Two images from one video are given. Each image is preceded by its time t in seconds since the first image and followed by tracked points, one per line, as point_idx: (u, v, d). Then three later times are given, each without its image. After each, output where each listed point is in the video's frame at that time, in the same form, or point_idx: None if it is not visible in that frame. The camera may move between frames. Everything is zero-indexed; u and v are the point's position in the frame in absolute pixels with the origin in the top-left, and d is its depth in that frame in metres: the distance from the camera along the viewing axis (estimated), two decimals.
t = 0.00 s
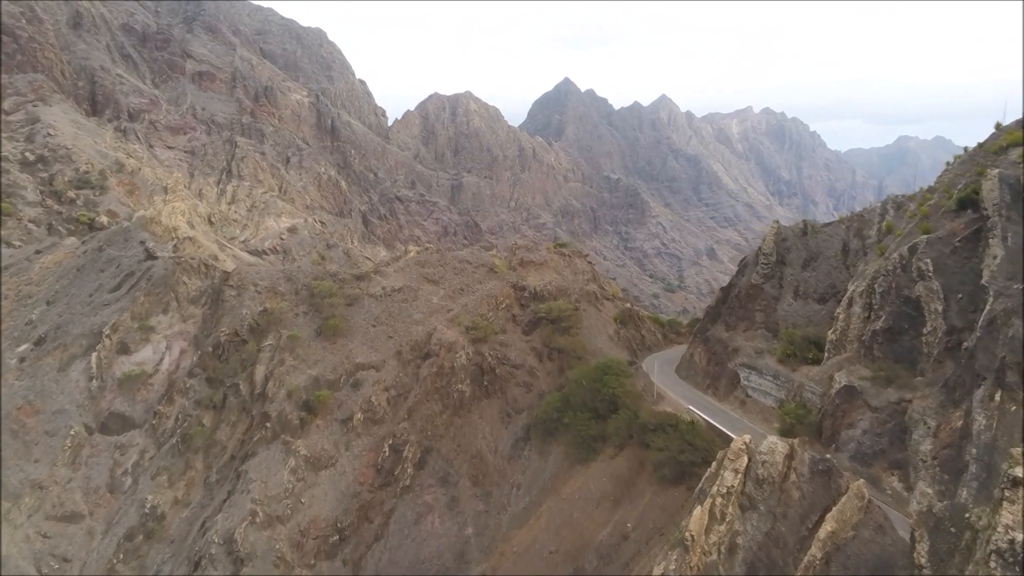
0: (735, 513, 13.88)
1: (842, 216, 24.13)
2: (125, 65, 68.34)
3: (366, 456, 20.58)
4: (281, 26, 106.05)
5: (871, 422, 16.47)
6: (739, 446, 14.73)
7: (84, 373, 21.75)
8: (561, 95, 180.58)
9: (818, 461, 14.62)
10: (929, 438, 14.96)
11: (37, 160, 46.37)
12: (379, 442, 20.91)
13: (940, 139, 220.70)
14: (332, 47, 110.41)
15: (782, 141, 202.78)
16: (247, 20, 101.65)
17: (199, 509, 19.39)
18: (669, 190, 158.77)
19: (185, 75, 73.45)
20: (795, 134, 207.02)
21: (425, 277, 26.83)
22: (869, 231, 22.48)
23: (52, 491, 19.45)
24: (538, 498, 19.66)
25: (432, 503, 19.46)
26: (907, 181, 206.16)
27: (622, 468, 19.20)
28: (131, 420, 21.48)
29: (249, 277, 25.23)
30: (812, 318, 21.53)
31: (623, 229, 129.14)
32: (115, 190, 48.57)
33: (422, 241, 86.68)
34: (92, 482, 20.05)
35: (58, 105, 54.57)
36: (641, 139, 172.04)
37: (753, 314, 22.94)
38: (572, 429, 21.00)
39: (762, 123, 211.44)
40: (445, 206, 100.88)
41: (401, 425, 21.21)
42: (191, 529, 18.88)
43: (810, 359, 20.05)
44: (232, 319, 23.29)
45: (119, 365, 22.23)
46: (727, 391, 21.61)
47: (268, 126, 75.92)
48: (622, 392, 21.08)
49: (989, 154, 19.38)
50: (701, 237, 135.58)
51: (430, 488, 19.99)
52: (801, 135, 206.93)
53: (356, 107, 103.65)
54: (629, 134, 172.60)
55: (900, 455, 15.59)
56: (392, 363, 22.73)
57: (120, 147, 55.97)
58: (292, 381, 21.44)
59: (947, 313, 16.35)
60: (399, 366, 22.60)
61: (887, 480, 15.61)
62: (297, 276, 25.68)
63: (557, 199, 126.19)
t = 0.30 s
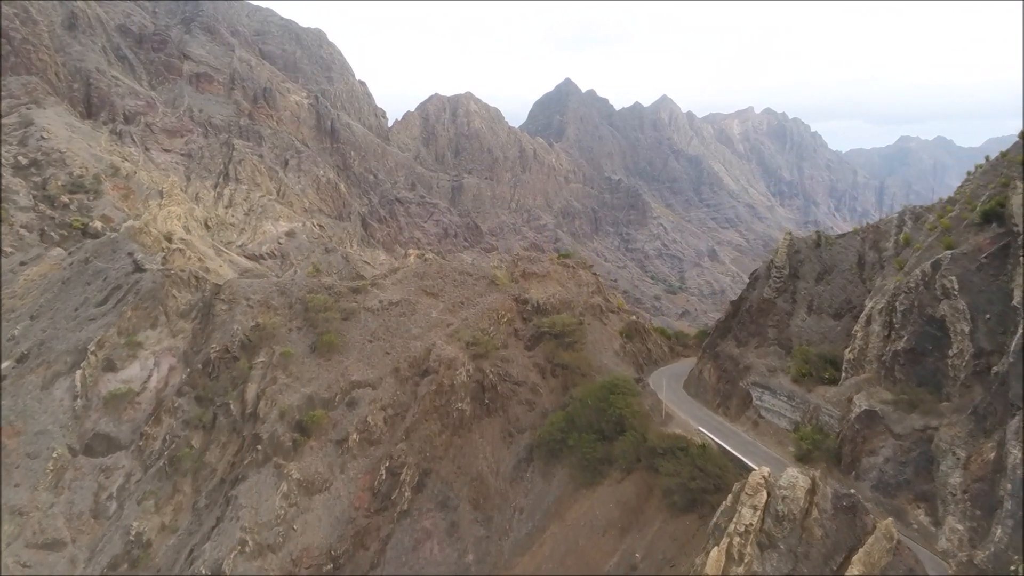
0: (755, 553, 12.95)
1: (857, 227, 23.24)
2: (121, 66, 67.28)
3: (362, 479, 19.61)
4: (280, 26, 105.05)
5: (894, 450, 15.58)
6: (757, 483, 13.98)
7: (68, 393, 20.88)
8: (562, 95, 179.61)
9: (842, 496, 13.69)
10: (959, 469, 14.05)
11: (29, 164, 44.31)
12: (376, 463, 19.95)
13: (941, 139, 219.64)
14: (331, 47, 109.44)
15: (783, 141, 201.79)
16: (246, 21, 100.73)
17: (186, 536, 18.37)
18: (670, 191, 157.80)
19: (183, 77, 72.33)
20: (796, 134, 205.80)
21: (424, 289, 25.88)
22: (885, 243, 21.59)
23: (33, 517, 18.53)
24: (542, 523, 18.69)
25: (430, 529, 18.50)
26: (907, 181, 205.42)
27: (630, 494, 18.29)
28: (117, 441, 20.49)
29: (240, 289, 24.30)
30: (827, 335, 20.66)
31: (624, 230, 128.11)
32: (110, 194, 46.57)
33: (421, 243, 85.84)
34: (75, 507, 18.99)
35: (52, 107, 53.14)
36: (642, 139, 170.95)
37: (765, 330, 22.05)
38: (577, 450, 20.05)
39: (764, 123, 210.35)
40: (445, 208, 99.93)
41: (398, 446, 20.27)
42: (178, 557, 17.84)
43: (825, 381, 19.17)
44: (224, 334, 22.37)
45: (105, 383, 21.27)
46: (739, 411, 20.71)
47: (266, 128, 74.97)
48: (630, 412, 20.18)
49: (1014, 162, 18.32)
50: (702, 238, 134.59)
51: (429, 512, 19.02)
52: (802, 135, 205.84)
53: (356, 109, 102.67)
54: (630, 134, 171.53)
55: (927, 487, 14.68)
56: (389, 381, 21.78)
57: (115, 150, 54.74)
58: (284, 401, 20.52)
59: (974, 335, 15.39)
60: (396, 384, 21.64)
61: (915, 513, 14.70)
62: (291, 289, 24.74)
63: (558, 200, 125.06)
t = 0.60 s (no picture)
0: None
1: (872, 238, 22.35)
2: (117, 68, 66.18)
3: (358, 503, 18.62)
4: (279, 27, 104.11)
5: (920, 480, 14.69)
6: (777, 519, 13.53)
7: (51, 412, 19.92)
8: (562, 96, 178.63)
9: (867, 534, 12.86)
10: (991, 503, 13.17)
11: (21, 168, 42.76)
12: (373, 486, 19.02)
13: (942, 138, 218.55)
14: (331, 48, 108.49)
15: (784, 141, 200.89)
16: (245, 21, 99.82)
17: (173, 564, 17.39)
18: (671, 191, 156.85)
19: (180, 78, 71.23)
20: (797, 134, 204.62)
21: (423, 301, 25.02)
22: (903, 255, 20.68)
23: (14, 541, 17.34)
24: (546, 550, 17.72)
25: (429, 556, 17.50)
26: (908, 181, 204.29)
27: (638, 521, 17.37)
28: (102, 462, 19.59)
29: (232, 302, 23.49)
30: (843, 352, 19.79)
31: (625, 231, 127.16)
32: (104, 199, 45.44)
33: (421, 246, 84.94)
34: (56, 534, 17.98)
35: (46, 109, 51.85)
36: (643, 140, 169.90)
37: (778, 346, 21.18)
38: (583, 472, 19.09)
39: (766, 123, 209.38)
40: (445, 210, 98.98)
41: (395, 468, 19.34)
42: None
43: (843, 401, 18.28)
44: (215, 349, 21.52)
45: (90, 402, 20.38)
46: (751, 432, 19.84)
47: (264, 131, 74.06)
48: (637, 433, 19.30)
49: None
50: (703, 239, 133.64)
51: (428, 537, 18.06)
52: (802, 136, 204.65)
53: (355, 110, 101.74)
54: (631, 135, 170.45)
55: (957, 522, 13.77)
56: (386, 399, 20.89)
57: (110, 154, 53.51)
58: (276, 421, 19.65)
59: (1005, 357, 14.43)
60: (393, 403, 20.76)
61: (945, 550, 13.77)
62: (284, 303, 23.89)
63: (558, 203, 123.03)
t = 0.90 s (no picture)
0: None
1: (888, 246, 21.47)
2: (112, 68, 65.05)
3: (352, 524, 17.71)
4: (277, 27, 103.18)
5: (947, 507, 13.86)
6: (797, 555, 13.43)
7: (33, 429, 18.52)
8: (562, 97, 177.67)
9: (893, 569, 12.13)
10: None
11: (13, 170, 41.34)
12: (368, 507, 18.12)
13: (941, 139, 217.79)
14: (329, 48, 107.45)
15: (784, 142, 200.14)
16: (243, 22, 98.93)
17: None
18: (671, 192, 155.92)
19: (176, 79, 70.16)
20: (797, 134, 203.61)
21: (421, 312, 24.16)
22: (920, 264, 19.83)
23: None
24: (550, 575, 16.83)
25: None
26: (908, 181, 203.36)
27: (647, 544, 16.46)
28: (86, 482, 18.63)
29: (222, 314, 22.67)
30: (860, 367, 18.95)
31: (625, 232, 126.31)
32: (97, 203, 44.29)
33: (420, 247, 84.09)
34: (37, 558, 16.85)
35: (39, 111, 50.54)
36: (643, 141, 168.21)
37: (790, 359, 20.35)
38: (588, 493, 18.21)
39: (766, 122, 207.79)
40: (445, 211, 98.08)
41: (392, 488, 18.46)
42: None
43: (861, 420, 17.45)
44: (204, 363, 20.67)
45: (74, 418, 19.39)
46: (763, 450, 19.02)
47: (261, 132, 73.08)
48: (644, 451, 18.45)
49: None
50: (704, 240, 132.83)
51: (426, 562, 17.16)
52: (802, 136, 203.70)
53: (354, 111, 100.82)
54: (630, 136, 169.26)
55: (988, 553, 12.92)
56: (382, 415, 20.04)
57: (104, 156, 52.33)
58: (268, 439, 18.78)
59: None
60: (390, 419, 19.89)
61: None
62: (277, 314, 23.05)
63: (558, 204, 122.18)
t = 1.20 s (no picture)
0: None
1: (904, 253, 20.61)
2: (107, 68, 64.08)
3: (347, 546, 16.76)
4: (275, 27, 102.24)
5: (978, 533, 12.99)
6: None
7: (14, 445, 18.03)
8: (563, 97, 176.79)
9: None
10: None
11: (4, 172, 40.18)
12: (364, 527, 17.24)
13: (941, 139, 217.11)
14: (328, 49, 106.51)
15: (784, 142, 199.38)
16: (241, 22, 98.03)
17: None
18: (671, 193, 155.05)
19: (172, 79, 69.19)
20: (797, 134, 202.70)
21: (419, 321, 23.27)
22: (939, 272, 18.98)
23: None
24: None
25: None
26: (908, 181, 202.53)
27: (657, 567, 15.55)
28: (68, 501, 17.75)
29: (212, 323, 21.84)
30: (877, 380, 18.17)
31: (625, 233, 125.44)
32: (90, 205, 43.20)
33: (420, 249, 83.20)
34: None
35: (32, 112, 49.38)
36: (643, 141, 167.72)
37: (804, 372, 19.53)
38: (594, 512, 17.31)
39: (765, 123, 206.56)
40: (444, 212, 97.16)
41: (389, 507, 17.54)
42: None
43: (881, 436, 16.62)
44: (193, 374, 19.88)
45: (57, 434, 18.60)
46: (777, 468, 18.19)
47: (258, 133, 72.18)
48: (653, 469, 17.60)
49: None
50: (704, 241, 131.92)
51: None
52: (802, 136, 202.81)
53: (353, 112, 99.91)
54: (630, 136, 168.31)
55: None
56: (379, 430, 19.15)
57: (99, 157, 51.30)
58: (259, 456, 17.93)
59: None
60: (386, 434, 19.01)
61: None
62: (270, 324, 22.21)
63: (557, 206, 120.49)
